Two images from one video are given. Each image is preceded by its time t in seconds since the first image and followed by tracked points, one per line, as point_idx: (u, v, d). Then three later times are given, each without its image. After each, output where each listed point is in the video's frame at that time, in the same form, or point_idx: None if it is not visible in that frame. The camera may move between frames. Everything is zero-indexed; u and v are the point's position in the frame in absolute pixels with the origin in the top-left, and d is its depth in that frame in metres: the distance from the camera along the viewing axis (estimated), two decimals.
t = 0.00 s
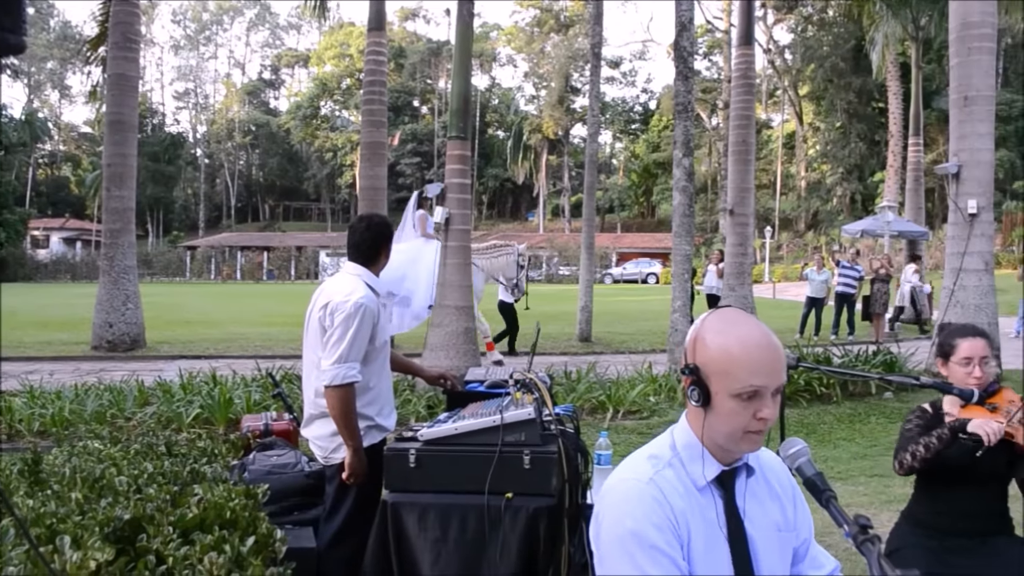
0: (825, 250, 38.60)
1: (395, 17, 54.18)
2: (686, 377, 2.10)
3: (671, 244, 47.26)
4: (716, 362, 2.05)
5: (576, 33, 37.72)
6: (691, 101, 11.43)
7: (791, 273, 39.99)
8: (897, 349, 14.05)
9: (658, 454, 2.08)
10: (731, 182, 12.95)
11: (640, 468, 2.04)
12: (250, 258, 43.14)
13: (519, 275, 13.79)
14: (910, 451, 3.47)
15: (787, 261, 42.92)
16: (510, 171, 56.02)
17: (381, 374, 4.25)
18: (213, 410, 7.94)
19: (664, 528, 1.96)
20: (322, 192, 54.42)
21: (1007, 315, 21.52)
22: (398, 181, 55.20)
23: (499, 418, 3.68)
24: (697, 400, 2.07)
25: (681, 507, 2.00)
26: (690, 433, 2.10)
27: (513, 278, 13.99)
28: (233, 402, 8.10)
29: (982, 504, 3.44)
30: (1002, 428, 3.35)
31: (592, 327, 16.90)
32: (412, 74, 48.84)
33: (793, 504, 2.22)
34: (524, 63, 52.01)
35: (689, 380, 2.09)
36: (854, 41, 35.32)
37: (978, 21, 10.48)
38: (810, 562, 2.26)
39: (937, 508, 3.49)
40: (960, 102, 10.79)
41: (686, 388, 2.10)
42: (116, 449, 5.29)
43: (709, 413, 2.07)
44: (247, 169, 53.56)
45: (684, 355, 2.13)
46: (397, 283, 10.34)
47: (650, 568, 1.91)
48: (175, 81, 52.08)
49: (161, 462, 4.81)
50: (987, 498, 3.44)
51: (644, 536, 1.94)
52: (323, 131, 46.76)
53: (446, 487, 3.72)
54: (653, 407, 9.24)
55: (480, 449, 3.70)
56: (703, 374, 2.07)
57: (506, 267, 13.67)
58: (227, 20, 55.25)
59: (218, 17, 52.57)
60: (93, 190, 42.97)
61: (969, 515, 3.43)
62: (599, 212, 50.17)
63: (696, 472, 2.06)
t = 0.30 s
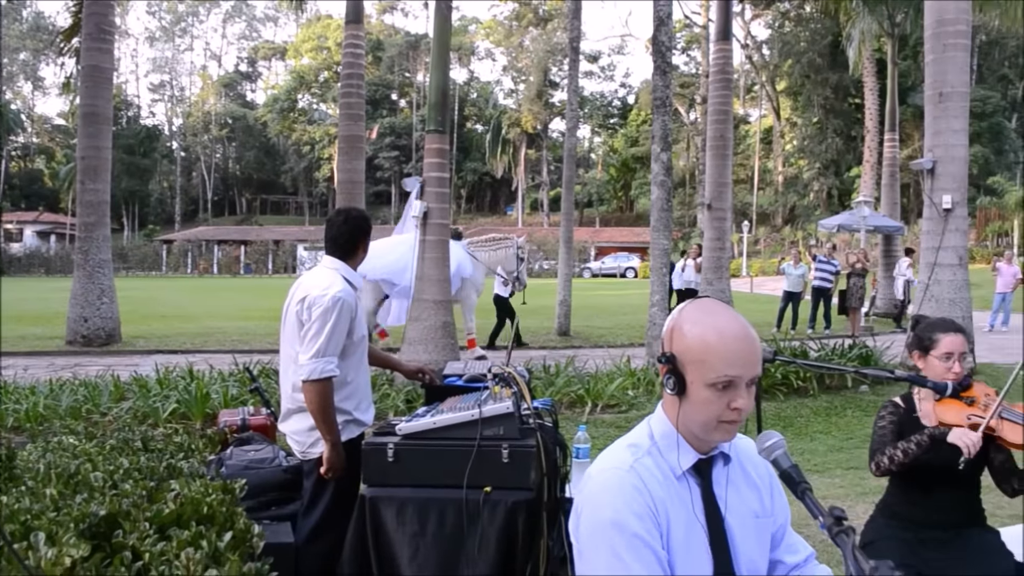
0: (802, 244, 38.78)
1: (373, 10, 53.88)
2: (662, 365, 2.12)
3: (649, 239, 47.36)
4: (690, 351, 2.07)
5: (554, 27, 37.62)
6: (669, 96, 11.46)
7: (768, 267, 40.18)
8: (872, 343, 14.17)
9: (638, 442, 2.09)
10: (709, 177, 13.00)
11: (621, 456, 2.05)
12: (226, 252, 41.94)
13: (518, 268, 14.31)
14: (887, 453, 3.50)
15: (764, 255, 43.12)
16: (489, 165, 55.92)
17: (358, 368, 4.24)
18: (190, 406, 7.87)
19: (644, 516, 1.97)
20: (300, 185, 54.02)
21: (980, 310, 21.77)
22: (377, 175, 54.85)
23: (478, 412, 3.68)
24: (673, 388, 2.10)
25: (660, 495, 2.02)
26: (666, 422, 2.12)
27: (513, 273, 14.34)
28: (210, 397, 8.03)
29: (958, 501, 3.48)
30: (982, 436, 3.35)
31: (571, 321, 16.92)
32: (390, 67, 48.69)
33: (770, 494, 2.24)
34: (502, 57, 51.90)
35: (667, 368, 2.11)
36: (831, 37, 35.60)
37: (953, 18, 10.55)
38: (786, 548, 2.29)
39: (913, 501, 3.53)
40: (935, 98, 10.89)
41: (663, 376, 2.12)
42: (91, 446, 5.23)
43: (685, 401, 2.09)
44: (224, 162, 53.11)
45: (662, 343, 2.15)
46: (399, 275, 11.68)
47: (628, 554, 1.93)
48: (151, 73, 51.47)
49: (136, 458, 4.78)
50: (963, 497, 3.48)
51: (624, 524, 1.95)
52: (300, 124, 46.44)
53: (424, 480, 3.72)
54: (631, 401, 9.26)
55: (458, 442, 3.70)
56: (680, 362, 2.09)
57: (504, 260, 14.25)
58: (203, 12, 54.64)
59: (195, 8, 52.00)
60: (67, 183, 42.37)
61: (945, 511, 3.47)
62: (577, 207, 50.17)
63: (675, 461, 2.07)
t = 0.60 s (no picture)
0: (778, 239, 38.93)
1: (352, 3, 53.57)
2: (639, 360, 2.12)
3: (627, 234, 47.37)
4: (667, 345, 2.07)
5: (533, 21, 37.52)
6: (648, 92, 11.49)
7: (746, 262, 40.30)
8: (847, 337, 14.29)
9: (613, 439, 2.10)
10: (687, 172, 13.05)
11: (595, 452, 2.06)
12: (202, 246, 41.25)
13: (518, 263, 14.36)
14: (864, 454, 3.48)
15: (741, 250, 43.26)
16: (467, 160, 55.71)
17: (335, 363, 4.22)
18: (166, 401, 7.82)
19: (617, 512, 1.98)
20: (277, 179, 53.52)
21: (954, 305, 22.01)
22: (354, 169, 54.44)
23: (455, 407, 3.68)
24: (649, 382, 2.10)
25: (634, 491, 2.02)
26: (642, 418, 2.13)
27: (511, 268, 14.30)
28: (186, 392, 7.98)
29: (937, 494, 3.50)
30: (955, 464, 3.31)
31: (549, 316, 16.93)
32: (368, 61, 48.47)
33: (745, 487, 2.25)
34: (480, 51, 51.72)
35: (643, 362, 2.11)
36: (808, 33, 35.83)
37: (928, 15, 10.65)
38: (759, 542, 2.30)
39: (888, 493, 3.56)
40: (911, 94, 10.98)
41: (639, 370, 2.13)
42: (65, 441, 5.18)
43: (660, 397, 2.09)
44: (200, 156, 52.57)
45: (640, 337, 2.15)
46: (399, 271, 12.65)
47: (600, 549, 1.94)
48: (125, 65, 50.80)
49: (111, 453, 4.75)
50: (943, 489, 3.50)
51: (597, 520, 1.96)
52: (277, 118, 46.02)
53: (401, 475, 3.71)
54: (609, 396, 9.30)
55: (435, 437, 3.70)
56: (656, 357, 2.09)
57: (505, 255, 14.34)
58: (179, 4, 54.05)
59: None
60: (39, 176, 41.71)
61: (921, 505, 3.51)
62: (556, 202, 50.09)
63: (648, 456, 2.08)
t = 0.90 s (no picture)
0: (752, 233, 39.12)
1: None
2: (617, 356, 2.12)
3: (602, 228, 47.43)
4: (645, 341, 2.08)
5: (508, 15, 37.43)
6: (622, 86, 11.51)
7: (720, 257, 40.51)
8: (820, 331, 14.43)
9: (588, 435, 2.11)
10: (662, 167, 13.10)
11: (571, 449, 2.06)
12: (175, 241, 40.74)
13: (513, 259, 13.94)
14: (869, 467, 3.41)
15: (715, 245, 43.45)
16: (442, 154, 55.52)
17: (308, 358, 4.20)
18: (137, 397, 7.75)
19: (592, 509, 1.98)
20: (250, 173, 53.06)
21: (924, 300, 22.29)
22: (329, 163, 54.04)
23: (429, 401, 3.66)
24: (628, 378, 2.10)
25: (609, 488, 2.03)
26: (619, 415, 2.13)
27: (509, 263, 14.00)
28: (158, 388, 7.91)
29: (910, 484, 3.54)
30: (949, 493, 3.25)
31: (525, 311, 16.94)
32: (343, 54, 48.22)
33: (718, 483, 2.27)
34: (456, 45, 51.57)
35: (620, 358, 2.12)
36: (782, 29, 36.15)
37: (900, 13, 10.74)
38: (732, 537, 2.32)
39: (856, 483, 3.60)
40: (883, 91, 11.09)
41: (617, 367, 2.13)
42: (33, 438, 5.12)
43: (638, 393, 2.10)
44: (172, 148, 51.92)
45: (618, 333, 2.16)
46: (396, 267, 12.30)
47: (574, 546, 1.95)
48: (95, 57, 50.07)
49: (81, 450, 4.70)
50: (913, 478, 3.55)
51: (572, 517, 1.96)
52: (251, 111, 45.64)
53: (375, 471, 3.70)
54: (583, 390, 9.33)
55: (409, 432, 3.69)
56: (634, 352, 2.10)
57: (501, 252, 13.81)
58: None
59: None
60: (7, 169, 41.01)
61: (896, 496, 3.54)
62: (531, 196, 50.03)
63: (625, 453, 2.09)
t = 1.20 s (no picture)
0: (721, 227, 39.35)
1: None
2: (589, 349, 2.14)
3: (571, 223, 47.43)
4: (617, 334, 2.10)
5: (479, 8, 37.26)
6: (592, 80, 11.53)
7: (688, 252, 40.72)
8: (787, 325, 14.59)
9: (560, 428, 2.12)
10: (631, 161, 13.16)
11: (541, 442, 2.07)
12: (141, 235, 40.18)
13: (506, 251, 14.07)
14: (878, 480, 3.38)
15: (684, 240, 43.68)
16: (411, 148, 55.26)
17: (275, 351, 4.17)
18: (102, 393, 7.67)
19: (562, 502, 1.99)
20: (217, 166, 52.40)
21: (889, 293, 22.63)
22: (297, 156, 53.54)
23: (398, 396, 3.65)
24: (599, 370, 2.11)
25: (580, 481, 2.03)
26: (591, 408, 2.14)
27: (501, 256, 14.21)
28: (123, 383, 7.83)
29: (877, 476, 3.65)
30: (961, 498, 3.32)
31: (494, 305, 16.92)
32: (312, 46, 47.82)
33: (690, 477, 2.29)
34: (426, 38, 51.33)
35: (593, 351, 2.13)
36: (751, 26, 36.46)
37: (867, 9, 10.85)
38: (701, 530, 2.34)
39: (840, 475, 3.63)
40: (849, 87, 11.22)
41: (589, 360, 2.14)
42: None
43: (610, 384, 2.11)
44: (137, 141, 51.16)
45: (589, 327, 2.17)
46: (393, 263, 11.64)
47: (545, 538, 1.95)
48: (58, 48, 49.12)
49: (43, 447, 4.62)
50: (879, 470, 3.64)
51: (543, 510, 1.97)
52: (217, 103, 45.12)
53: (345, 465, 3.68)
54: (552, 383, 9.35)
55: (377, 426, 3.67)
56: (605, 345, 2.11)
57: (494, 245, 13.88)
58: None
59: None
60: None
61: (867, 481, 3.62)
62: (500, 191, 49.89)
63: (598, 446, 2.10)
